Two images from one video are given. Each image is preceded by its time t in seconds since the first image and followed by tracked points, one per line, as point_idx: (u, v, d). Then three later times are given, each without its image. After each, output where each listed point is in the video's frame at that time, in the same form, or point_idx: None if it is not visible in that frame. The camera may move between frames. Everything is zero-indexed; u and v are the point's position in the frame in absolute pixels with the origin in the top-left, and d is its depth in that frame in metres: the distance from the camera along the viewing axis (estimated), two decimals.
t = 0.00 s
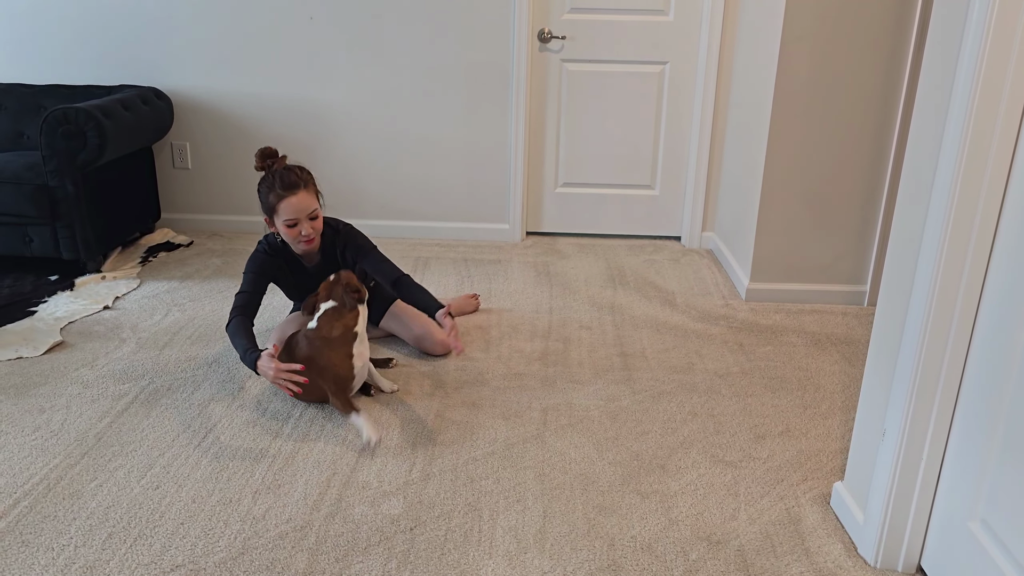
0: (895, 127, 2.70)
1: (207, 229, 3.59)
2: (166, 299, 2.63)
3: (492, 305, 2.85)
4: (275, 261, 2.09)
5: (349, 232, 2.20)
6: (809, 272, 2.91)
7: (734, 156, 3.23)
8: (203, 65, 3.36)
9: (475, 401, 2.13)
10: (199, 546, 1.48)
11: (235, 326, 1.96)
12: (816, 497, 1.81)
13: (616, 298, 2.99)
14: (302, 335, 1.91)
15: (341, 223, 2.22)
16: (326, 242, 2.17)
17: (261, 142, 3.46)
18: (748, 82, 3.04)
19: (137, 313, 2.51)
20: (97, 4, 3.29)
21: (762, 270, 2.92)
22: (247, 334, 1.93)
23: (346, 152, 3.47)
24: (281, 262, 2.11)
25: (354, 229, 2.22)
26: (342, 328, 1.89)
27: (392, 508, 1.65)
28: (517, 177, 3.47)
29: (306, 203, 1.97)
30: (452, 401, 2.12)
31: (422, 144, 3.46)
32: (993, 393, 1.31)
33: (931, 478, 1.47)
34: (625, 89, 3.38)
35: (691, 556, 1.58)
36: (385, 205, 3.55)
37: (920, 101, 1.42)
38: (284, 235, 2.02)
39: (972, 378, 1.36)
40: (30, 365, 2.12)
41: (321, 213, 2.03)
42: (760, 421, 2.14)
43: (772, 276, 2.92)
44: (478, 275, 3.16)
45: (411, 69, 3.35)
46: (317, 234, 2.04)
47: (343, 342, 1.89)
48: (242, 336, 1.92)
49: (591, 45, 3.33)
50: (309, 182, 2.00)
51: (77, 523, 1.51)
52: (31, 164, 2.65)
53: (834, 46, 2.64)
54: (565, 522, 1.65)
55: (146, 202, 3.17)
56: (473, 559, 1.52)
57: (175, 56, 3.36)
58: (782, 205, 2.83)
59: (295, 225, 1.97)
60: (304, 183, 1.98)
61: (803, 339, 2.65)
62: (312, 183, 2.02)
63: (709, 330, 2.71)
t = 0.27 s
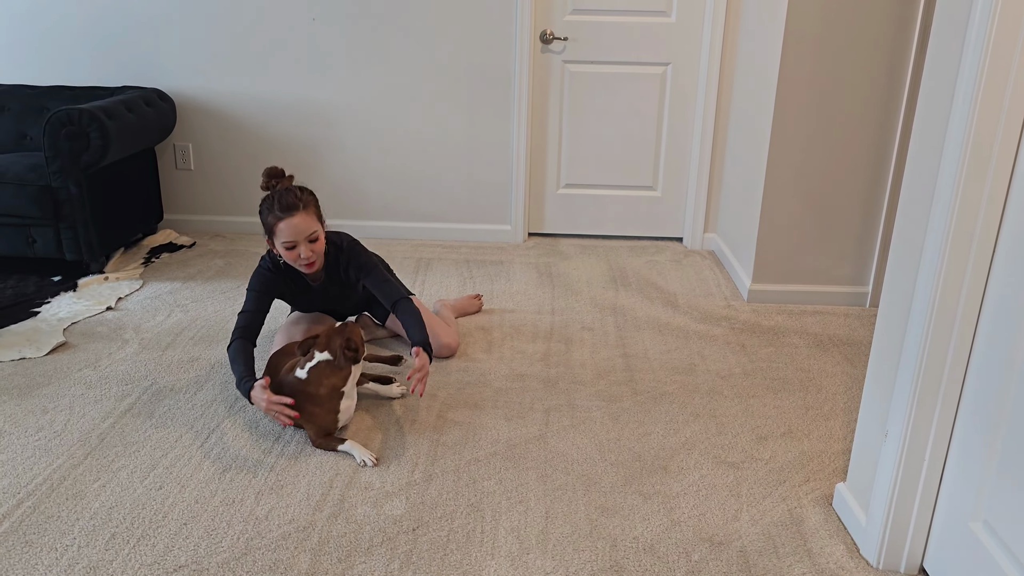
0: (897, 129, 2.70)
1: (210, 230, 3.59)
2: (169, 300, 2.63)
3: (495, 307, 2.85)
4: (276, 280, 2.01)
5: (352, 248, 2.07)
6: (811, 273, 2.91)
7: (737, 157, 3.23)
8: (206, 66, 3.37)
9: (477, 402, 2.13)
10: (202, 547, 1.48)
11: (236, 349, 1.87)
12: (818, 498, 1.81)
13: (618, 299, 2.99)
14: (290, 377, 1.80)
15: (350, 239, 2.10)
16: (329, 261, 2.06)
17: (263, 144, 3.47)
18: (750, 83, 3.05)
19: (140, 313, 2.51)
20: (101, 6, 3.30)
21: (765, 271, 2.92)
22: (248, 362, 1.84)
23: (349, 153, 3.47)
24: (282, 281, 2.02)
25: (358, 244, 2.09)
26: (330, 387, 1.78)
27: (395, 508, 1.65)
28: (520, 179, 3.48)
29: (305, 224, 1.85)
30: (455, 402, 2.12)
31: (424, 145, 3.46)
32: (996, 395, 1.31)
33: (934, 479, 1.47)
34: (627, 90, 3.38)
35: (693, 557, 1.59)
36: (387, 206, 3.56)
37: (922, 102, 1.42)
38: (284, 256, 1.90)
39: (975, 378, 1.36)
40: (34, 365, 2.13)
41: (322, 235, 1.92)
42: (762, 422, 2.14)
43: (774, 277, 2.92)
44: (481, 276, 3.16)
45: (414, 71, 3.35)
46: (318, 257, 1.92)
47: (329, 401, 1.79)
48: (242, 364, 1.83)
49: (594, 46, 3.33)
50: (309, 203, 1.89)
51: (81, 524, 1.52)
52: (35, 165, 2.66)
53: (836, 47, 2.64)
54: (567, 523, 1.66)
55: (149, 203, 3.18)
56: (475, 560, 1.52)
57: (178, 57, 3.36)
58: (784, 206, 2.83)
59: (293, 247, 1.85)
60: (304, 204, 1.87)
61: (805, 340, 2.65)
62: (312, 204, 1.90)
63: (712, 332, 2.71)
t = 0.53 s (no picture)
0: (902, 130, 2.70)
1: (214, 230, 3.59)
2: (174, 300, 2.64)
3: (499, 307, 2.85)
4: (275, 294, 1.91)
5: (352, 264, 1.97)
6: (816, 274, 2.90)
7: (741, 158, 3.23)
8: (211, 67, 3.38)
9: (482, 403, 2.13)
10: (208, 546, 1.48)
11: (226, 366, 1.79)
12: (824, 499, 1.81)
13: (622, 300, 2.99)
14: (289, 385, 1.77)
15: (350, 248, 2.01)
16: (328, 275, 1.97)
17: (268, 144, 3.47)
18: (755, 85, 3.04)
19: (145, 313, 2.52)
20: (106, 6, 3.31)
21: (769, 272, 2.91)
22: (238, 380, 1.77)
23: (353, 154, 3.48)
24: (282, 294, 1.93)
25: (359, 257, 1.99)
26: (327, 395, 1.75)
27: (400, 509, 1.65)
28: (524, 179, 3.48)
29: (298, 241, 1.74)
30: (460, 403, 2.12)
31: (429, 145, 3.46)
32: (1002, 397, 1.31)
33: (940, 481, 1.46)
34: (631, 91, 3.38)
35: (698, 558, 1.59)
36: (391, 206, 3.56)
37: (928, 103, 1.42)
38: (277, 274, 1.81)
39: (981, 380, 1.36)
40: (39, 365, 2.13)
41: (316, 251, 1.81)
42: (767, 423, 2.14)
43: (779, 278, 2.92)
44: (485, 276, 3.16)
45: (418, 71, 3.35)
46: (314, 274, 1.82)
47: (327, 408, 1.76)
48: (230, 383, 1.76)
49: (598, 48, 3.33)
50: (301, 219, 1.78)
51: (86, 524, 1.52)
52: (41, 165, 2.66)
53: (841, 48, 2.64)
54: (572, 524, 1.66)
55: (155, 203, 3.18)
56: (480, 560, 1.52)
57: (183, 58, 3.37)
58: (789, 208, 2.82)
59: (286, 265, 1.75)
60: (296, 220, 1.76)
61: (810, 341, 2.65)
62: (305, 220, 1.79)
63: (716, 333, 2.71)
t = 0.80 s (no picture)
0: (912, 128, 2.68)
1: (221, 228, 3.60)
2: (181, 298, 2.64)
3: (506, 305, 2.85)
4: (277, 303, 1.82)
5: (354, 272, 1.84)
6: (824, 273, 2.89)
7: (749, 157, 3.22)
8: (219, 65, 3.38)
9: (489, 401, 2.13)
10: (215, 543, 1.49)
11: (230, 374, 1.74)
12: (832, 499, 1.80)
13: (630, 298, 2.98)
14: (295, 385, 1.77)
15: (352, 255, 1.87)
16: (330, 284, 1.86)
17: (275, 142, 3.48)
18: (763, 83, 3.03)
19: (152, 310, 2.52)
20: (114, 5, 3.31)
21: (777, 271, 2.90)
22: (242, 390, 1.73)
23: (360, 152, 3.48)
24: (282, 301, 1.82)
25: (362, 264, 1.86)
26: (333, 398, 1.74)
27: (407, 507, 1.65)
28: (531, 178, 3.47)
29: (302, 259, 1.63)
30: (467, 401, 2.11)
31: (436, 144, 3.46)
32: (1012, 396, 1.30)
33: (949, 480, 1.46)
34: (639, 90, 3.38)
35: (706, 557, 1.58)
36: (398, 205, 3.56)
37: (939, 100, 1.41)
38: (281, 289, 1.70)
39: (991, 380, 1.35)
40: (47, 361, 2.13)
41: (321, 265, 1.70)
42: (775, 423, 2.13)
43: (787, 277, 2.90)
44: (492, 275, 3.16)
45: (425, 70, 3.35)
46: (319, 288, 1.72)
47: (333, 410, 1.75)
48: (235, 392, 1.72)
49: (606, 46, 3.32)
50: (303, 234, 1.65)
51: (95, 520, 1.52)
52: (49, 162, 2.65)
53: (850, 47, 2.63)
54: (579, 522, 1.65)
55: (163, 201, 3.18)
56: (488, 558, 1.52)
57: (191, 56, 3.38)
58: (798, 207, 2.81)
59: (291, 284, 1.65)
60: (298, 237, 1.63)
61: (817, 341, 2.64)
62: (306, 234, 1.66)
63: (724, 332, 2.70)
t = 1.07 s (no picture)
0: (923, 126, 2.66)
1: (228, 225, 3.60)
2: (188, 294, 2.64)
3: (513, 302, 2.84)
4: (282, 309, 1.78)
5: (359, 280, 1.79)
6: (833, 271, 2.87)
7: (758, 154, 3.19)
8: (227, 61, 3.38)
9: (495, 398, 2.12)
10: (219, 538, 1.48)
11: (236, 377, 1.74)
12: (840, 498, 1.79)
13: (637, 296, 2.97)
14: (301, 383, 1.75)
15: (358, 261, 1.81)
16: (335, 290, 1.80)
17: (282, 139, 3.47)
18: (773, 79, 3.01)
19: (159, 306, 2.52)
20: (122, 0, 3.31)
21: (785, 269, 2.88)
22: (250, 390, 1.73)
23: (367, 148, 3.47)
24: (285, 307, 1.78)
25: (368, 271, 1.80)
26: (336, 398, 1.72)
27: (412, 503, 1.64)
28: (538, 175, 3.46)
29: (307, 272, 1.61)
30: (473, 398, 2.11)
31: (443, 140, 3.45)
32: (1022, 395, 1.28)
33: (959, 480, 1.44)
34: (647, 87, 3.36)
35: (713, 556, 1.57)
36: (405, 201, 3.55)
37: (951, 95, 1.39)
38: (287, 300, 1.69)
39: (1002, 379, 1.33)
40: (54, 357, 2.14)
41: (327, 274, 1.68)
42: (783, 421, 2.12)
43: (796, 275, 2.88)
44: (499, 272, 3.15)
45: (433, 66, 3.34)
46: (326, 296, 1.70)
47: (335, 410, 1.73)
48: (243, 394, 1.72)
49: (615, 43, 3.30)
50: (307, 245, 1.63)
51: (99, 515, 1.52)
52: (57, 158, 2.64)
53: (860, 43, 2.60)
54: (585, 520, 1.64)
55: (171, 197, 3.18)
56: (492, 555, 1.51)
57: (199, 52, 3.38)
58: (807, 205, 2.79)
59: (298, 296, 1.63)
60: (303, 249, 1.61)
61: (826, 339, 2.62)
62: (310, 246, 1.63)
63: (732, 330, 2.68)
